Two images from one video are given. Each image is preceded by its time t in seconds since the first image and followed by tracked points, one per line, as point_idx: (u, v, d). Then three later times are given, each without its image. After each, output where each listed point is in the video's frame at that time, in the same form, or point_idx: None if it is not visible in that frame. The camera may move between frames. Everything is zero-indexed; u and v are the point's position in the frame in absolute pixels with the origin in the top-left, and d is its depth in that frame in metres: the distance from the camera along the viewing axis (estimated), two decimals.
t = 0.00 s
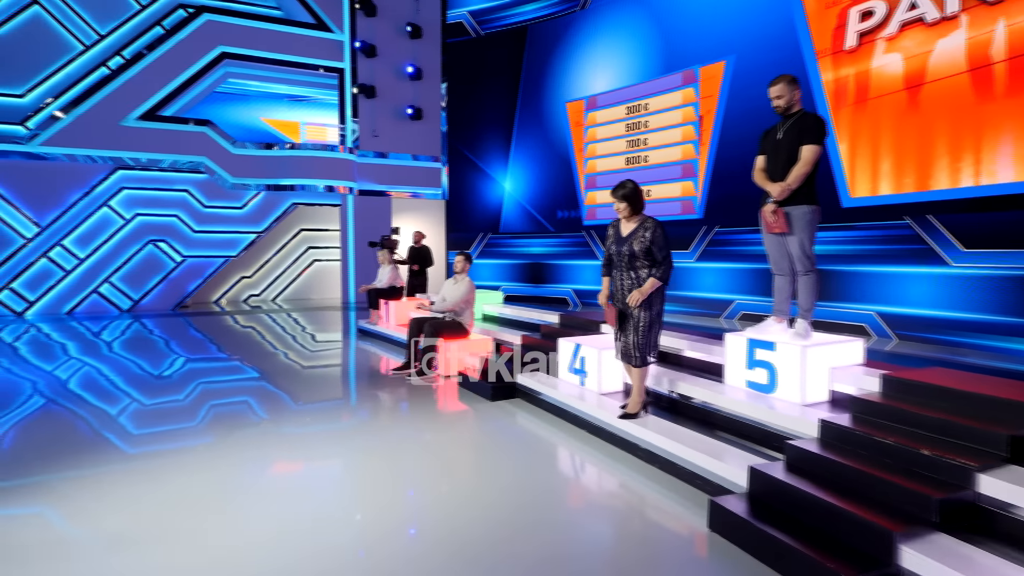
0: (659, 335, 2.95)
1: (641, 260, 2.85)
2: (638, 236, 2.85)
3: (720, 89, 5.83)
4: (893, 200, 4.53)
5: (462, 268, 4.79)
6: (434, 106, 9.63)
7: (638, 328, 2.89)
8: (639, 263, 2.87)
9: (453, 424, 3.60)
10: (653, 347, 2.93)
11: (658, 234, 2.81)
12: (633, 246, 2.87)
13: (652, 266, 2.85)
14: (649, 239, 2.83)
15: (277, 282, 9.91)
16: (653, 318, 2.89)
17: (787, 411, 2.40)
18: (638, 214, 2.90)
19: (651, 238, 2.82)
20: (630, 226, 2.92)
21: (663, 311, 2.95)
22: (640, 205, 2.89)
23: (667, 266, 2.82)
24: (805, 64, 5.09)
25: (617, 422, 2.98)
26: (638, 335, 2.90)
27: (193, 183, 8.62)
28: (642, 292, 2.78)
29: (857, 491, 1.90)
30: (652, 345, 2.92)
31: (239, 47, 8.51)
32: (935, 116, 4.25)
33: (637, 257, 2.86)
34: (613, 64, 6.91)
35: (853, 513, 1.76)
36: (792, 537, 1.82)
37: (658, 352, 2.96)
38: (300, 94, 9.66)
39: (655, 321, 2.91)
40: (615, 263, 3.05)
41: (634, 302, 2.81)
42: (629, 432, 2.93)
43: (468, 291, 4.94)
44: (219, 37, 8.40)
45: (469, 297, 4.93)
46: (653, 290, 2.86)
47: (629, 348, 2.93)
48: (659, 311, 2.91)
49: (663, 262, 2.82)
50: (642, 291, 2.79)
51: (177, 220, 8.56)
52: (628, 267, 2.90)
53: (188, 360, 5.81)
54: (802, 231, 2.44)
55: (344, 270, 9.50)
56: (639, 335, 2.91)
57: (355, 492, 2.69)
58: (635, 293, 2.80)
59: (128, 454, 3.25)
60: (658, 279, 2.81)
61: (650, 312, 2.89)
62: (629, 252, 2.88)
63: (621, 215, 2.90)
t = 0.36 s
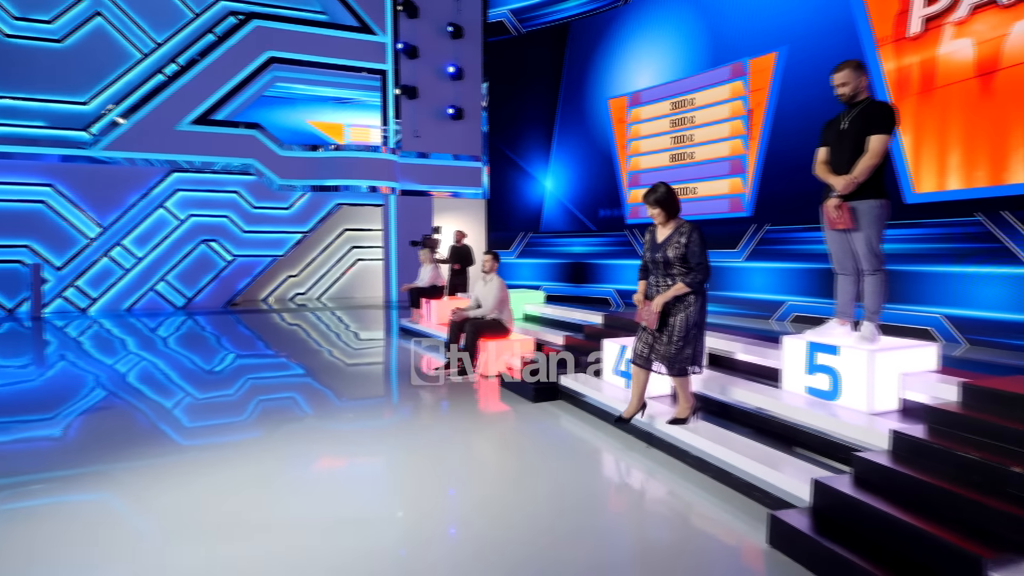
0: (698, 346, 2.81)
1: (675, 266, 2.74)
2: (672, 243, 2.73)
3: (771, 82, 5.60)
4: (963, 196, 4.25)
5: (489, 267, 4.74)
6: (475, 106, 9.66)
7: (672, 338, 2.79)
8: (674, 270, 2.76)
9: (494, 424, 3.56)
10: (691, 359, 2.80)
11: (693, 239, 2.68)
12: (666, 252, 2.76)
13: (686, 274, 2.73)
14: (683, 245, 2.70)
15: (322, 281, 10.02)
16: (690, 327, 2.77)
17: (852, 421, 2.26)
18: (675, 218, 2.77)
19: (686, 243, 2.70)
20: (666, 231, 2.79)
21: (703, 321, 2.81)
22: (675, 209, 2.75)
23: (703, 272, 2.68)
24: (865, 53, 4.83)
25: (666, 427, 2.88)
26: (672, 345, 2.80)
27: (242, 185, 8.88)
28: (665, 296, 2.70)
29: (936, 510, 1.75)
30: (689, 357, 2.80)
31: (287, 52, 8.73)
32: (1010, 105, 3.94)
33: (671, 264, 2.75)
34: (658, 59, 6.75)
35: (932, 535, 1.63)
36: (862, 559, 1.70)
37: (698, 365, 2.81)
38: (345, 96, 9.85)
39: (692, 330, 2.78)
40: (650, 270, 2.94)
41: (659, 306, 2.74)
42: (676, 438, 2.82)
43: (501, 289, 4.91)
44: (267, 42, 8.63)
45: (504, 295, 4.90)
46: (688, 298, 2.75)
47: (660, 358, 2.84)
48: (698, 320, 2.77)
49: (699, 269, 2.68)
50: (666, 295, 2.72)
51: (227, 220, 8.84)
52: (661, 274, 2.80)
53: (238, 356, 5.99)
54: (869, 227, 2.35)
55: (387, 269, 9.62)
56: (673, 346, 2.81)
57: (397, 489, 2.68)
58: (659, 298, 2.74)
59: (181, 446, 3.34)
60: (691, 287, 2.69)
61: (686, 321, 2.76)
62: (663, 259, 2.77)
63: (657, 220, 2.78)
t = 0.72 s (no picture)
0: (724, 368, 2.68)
1: (700, 279, 2.63)
2: (700, 254, 2.62)
3: (831, 73, 5.34)
4: None
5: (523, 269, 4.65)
6: (520, 105, 9.65)
7: (693, 358, 2.67)
8: (699, 283, 2.64)
9: (540, 425, 3.52)
10: (717, 381, 2.67)
11: (723, 252, 2.57)
12: (692, 264, 2.64)
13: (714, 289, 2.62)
14: (712, 257, 2.59)
15: (370, 280, 10.08)
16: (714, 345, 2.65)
17: (932, 432, 2.10)
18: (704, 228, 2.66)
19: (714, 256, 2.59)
20: (692, 242, 2.68)
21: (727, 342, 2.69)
22: (707, 220, 2.64)
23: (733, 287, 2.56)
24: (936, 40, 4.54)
25: (723, 433, 2.76)
26: (695, 365, 2.68)
27: (294, 186, 9.13)
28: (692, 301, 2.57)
29: None
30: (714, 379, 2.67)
31: (337, 56, 8.92)
32: None
33: (696, 277, 2.64)
34: (709, 53, 6.55)
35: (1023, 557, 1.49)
36: None
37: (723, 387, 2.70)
38: (392, 98, 10.00)
39: (715, 350, 2.66)
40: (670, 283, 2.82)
41: (685, 309, 2.60)
42: (733, 445, 2.71)
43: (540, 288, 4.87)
44: (318, 47, 8.84)
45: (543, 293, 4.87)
46: (714, 314, 2.64)
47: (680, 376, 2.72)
48: (721, 340, 2.66)
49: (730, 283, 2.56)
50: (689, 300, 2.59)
51: (279, 220, 9.10)
52: (686, 288, 2.68)
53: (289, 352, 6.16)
54: (949, 223, 2.23)
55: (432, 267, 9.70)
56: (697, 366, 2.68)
57: (442, 487, 2.68)
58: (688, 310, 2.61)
59: (235, 438, 3.45)
60: (722, 298, 2.56)
61: (710, 340, 2.65)
62: (689, 271, 2.66)
63: (685, 231, 2.65)
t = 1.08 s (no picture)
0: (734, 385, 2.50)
1: (712, 293, 2.45)
2: (711, 265, 2.44)
3: (904, 62, 5.02)
4: None
5: (572, 271, 4.56)
6: (571, 104, 9.60)
7: (701, 373, 2.48)
8: (711, 296, 2.46)
9: (592, 428, 3.46)
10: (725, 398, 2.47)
11: (736, 262, 2.40)
12: (702, 276, 2.46)
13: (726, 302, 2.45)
14: (724, 268, 2.41)
15: (420, 279, 10.30)
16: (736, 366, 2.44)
17: None
18: (717, 237, 2.50)
19: (727, 267, 2.41)
20: (704, 251, 2.50)
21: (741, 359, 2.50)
22: (722, 228, 2.50)
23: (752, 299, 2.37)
24: None
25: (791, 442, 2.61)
26: (702, 381, 2.49)
27: (349, 187, 9.34)
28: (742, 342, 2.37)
29: None
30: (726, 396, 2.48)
31: (390, 59, 9.07)
32: None
33: (707, 290, 2.45)
34: (769, 44, 6.30)
35: None
36: None
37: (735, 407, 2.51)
38: (443, 99, 10.10)
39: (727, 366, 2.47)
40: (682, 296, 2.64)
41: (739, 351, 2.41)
42: (804, 455, 2.57)
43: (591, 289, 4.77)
44: (372, 51, 9.02)
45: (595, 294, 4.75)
46: (729, 330, 2.45)
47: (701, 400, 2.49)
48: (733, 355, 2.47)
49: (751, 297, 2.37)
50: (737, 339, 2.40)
51: (334, 220, 9.32)
52: (696, 301, 2.50)
53: (344, 349, 6.31)
54: None
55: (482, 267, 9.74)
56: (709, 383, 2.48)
57: (494, 485, 2.66)
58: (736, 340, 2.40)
59: (294, 431, 3.55)
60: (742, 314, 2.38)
61: (723, 355, 2.46)
62: (698, 283, 2.47)
63: (696, 234, 2.52)
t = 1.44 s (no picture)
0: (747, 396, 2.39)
1: (723, 299, 2.37)
2: (723, 270, 2.35)
3: (997, 45, 4.66)
4: None
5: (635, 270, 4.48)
6: (628, 101, 9.48)
7: (710, 380, 2.42)
8: (722, 302, 2.37)
9: (652, 432, 3.38)
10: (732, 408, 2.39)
11: (750, 269, 2.29)
12: (713, 280, 2.38)
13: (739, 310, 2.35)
14: (736, 275, 2.32)
15: (476, 278, 10.12)
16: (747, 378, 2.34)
17: None
18: (739, 241, 2.39)
19: (739, 273, 2.32)
20: (720, 254, 2.41)
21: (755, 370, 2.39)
22: (745, 232, 2.38)
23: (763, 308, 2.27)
24: None
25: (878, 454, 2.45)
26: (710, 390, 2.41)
27: (407, 188, 9.43)
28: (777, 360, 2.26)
29: None
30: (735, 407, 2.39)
31: (448, 61, 9.19)
32: None
33: (718, 295, 2.37)
34: (842, 34, 5.97)
35: None
36: None
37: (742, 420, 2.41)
38: (499, 100, 10.16)
39: (739, 376, 2.38)
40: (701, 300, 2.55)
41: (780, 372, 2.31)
42: (892, 468, 2.41)
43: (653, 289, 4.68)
44: (430, 54, 9.17)
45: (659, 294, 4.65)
46: (740, 338, 2.36)
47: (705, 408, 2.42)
48: (746, 364, 2.38)
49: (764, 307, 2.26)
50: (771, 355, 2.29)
51: (393, 220, 9.47)
52: (708, 306, 2.43)
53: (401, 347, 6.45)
54: None
55: (537, 267, 9.71)
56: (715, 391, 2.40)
57: (557, 486, 2.64)
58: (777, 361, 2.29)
59: (359, 426, 3.63)
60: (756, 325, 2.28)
61: (732, 363, 2.38)
62: (709, 287, 2.39)
63: (717, 235, 2.42)
